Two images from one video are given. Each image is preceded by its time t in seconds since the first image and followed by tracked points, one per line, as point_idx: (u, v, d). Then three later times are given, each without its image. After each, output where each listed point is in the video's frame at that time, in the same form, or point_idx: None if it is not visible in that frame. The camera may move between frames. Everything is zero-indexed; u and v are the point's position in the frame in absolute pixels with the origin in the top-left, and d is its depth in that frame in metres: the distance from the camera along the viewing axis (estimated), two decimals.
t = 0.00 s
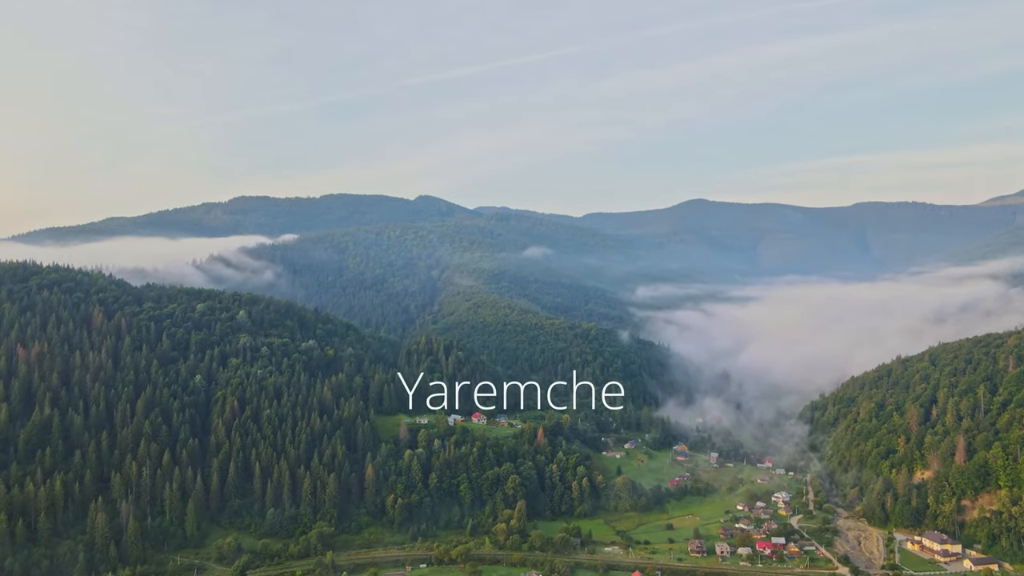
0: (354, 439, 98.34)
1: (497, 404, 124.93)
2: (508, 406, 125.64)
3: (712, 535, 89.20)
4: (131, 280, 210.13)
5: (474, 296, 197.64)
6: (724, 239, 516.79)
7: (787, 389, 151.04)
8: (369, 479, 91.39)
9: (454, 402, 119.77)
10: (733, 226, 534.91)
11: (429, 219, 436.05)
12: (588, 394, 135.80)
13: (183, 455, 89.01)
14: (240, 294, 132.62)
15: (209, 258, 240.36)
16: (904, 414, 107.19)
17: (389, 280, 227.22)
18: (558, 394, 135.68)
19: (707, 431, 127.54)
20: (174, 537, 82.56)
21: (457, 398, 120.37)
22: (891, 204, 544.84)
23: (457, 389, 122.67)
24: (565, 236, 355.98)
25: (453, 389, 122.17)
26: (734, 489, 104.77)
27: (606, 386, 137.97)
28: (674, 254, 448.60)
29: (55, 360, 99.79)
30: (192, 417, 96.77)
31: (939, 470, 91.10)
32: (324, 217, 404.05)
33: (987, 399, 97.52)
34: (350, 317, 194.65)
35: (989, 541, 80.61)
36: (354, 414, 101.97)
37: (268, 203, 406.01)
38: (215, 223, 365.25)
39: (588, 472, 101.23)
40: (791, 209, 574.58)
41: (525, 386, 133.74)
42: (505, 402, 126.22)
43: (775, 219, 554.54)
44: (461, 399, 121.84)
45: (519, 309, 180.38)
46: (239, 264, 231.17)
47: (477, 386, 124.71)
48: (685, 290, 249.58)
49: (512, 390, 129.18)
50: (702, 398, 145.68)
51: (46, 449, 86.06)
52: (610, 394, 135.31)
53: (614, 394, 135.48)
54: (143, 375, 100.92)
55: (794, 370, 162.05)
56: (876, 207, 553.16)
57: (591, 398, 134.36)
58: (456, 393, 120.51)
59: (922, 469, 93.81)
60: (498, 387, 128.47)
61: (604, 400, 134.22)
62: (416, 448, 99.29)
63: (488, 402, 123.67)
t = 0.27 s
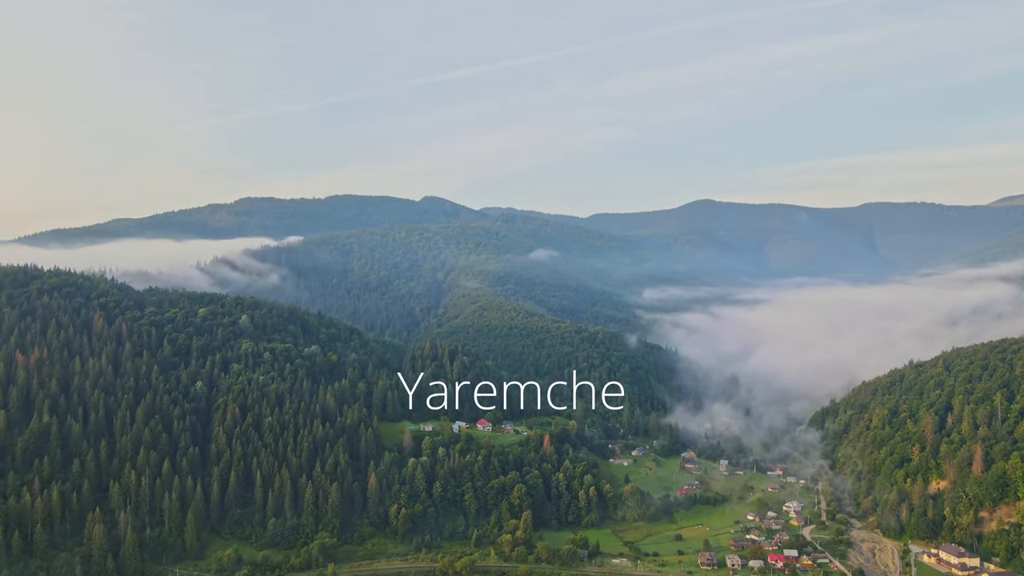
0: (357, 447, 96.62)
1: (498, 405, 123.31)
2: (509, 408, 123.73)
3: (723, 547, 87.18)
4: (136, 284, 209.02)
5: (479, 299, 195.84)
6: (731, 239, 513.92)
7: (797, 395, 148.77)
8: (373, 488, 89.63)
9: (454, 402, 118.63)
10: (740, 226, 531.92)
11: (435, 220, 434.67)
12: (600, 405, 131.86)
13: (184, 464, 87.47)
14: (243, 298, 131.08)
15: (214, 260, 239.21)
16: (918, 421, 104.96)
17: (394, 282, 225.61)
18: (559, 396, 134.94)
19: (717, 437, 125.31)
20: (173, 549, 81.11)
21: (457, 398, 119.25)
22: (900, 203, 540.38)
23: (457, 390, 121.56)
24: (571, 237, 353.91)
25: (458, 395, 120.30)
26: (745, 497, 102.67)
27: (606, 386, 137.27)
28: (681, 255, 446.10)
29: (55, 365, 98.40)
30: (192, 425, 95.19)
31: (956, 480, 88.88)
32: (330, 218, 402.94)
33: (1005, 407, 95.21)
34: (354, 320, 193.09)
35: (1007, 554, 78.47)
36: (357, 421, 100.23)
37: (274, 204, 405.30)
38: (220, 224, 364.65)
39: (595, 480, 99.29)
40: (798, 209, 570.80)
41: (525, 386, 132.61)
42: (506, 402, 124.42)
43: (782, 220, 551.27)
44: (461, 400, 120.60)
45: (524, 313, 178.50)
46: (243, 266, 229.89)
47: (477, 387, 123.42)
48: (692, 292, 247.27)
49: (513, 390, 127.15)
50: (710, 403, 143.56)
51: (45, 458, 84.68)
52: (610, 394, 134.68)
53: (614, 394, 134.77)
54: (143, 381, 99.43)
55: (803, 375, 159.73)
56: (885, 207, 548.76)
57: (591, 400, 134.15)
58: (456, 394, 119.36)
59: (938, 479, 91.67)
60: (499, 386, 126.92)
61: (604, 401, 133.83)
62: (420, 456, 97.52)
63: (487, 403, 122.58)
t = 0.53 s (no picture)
0: (360, 455, 94.90)
1: (497, 405, 122.56)
2: (509, 407, 123.00)
3: (733, 559, 85.14)
4: (140, 287, 207.72)
5: (485, 302, 194.03)
6: (738, 240, 511.05)
7: (807, 401, 146.49)
8: (375, 497, 87.87)
9: (455, 402, 117.65)
10: (747, 227, 528.89)
11: (441, 221, 433.25)
12: (607, 411, 129.79)
13: (184, 473, 85.86)
14: (245, 302, 129.49)
15: (218, 263, 237.94)
16: (933, 429, 102.65)
17: (399, 284, 223.94)
18: (559, 395, 134.56)
19: (726, 444, 123.18)
20: (172, 560, 79.54)
21: (457, 398, 118.34)
22: (908, 204, 536.21)
23: (463, 397, 119.73)
24: (577, 238, 351.80)
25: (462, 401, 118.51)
26: (756, 506, 100.53)
27: (614, 391, 135.15)
28: (688, 256, 443.67)
29: (54, 371, 96.92)
30: (193, 433, 93.62)
31: (973, 491, 86.57)
32: (335, 220, 401.81)
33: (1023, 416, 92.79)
34: (358, 323, 191.57)
35: None
36: (360, 429, 98.49)
37: (280, 205, 404.59)
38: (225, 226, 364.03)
39: (602, 489, 97.36)
40: (806, 209, 567.07)
41: (531, 392, 130.66)
42: (505, 402, 123.67)
43: (789, 220, 547.88)
44: (464, 404, 119.15)
45: (530, 316, 176.58)
46: (247, 269, 228.61)
47: (476, 387, 122.51)
48: (700, 295, 244.91)
49: (519, 396, 125.27)
50: (719, 409, 141.41)
51: (42, 467, 83.15)
52: (613, 397, 133.34)
53: (614, 394, 134.16)
54: (144, 388, 97.92)
55: (813, 380, 157.40)
56: (893, 207, 544.50)
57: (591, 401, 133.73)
58: (456, 393, 118.58)
59: (954, 489, 89.49)
60: (498, 386, 126.15)
61: (608, 404, 132.59)
62: (424, 465, 95.72)
63: (487, 403, 121.77)
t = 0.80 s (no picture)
0: (363, 464, 93.16)
1: (497, 405, 121.81)
2: (508, 407, 122.54)
3: (745, 572, 83.07)
4: (145, 290, 206.54)
5: (490, 304, 192.24)
6: (745, 241, 508.30)
7: (817, 407, 144.27)
8: (378, 508, 86.11)
9: (454, 402, 115.98)
10: (754, 227, 526.10)
11: (446, 222, 431.90)
12: (615, 416, 127.90)
13: (183, 483, 84.25)
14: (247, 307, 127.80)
15: (223, 265, 236.72)
16: (948, 437, 100.49)
17: (403, 287, 222.19)
18: (558, 394, 135.15)
19: (736, 451, 121.09)
20: (171, 572, 77.91)
21: (461, 402, 116.81)
22: (917, 205, 532.35)
23: (469, 403, 118.05)
24: (583, 239, 349.75)
25: (467, 408, 116.68)
26: (767, 516, 98.35)
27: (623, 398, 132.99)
28: (694, 258, 441.28)
29: (53, 378, 95.42)
30: (193, 441, 91.97)
31: (991, 502, 84.24)
32: (340, 221, 400.58)
33: None
34: (363, 327, 189.96)
35: None
36: (363, 437, 96.79)
37: (284, 207, 403.77)
38: (229, 228, 363.35)
39: (610, 498, 95.48)
40: (813, 209, 563.51)
41: (537, 399, 128.70)
42: (509, 406, 122.66)
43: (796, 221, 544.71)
44: (471, 411, 117.28)
45: (536, 319, 174.69)
46: (252, 272, 227.10)
47: (477, 387, 120.89)
48: (707, 297, 242.54)
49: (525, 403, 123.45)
50: (727, 415, 139.34)
51: (39, 476, 81.63)
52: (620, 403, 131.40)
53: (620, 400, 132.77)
54: (143, 394, 96.37)
55: (824, 386, 155.13)
56: (901, 207, 540.50)
57: (589, 400, 134.63)
58: (456, 392, 116.80)
59: (971, 499, 87.46)
60: (499, 387, 124.64)
61: (615, 410, 130.67)
62: (428, 474, 93.98)
63: (487, 403, 120.37)
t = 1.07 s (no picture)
0: (365, 473, 91.43)
1: (500, 408, 119.66)
2: (514, 413, 120.51)
3: None
4: (148, 293, 205.29)
5: (495, 307, 190.39)
6: (751, 242, 505.33)
7: (827, 413, 141.97)
8: (380, 519, 84.34)
9: (454, 402, 116.06)
10: (760, 228, 523.00)
11: (451, 223, 430.44)
12: (622, 422, 125.83)
13: (182, 493, 82.58)
14: (248, 311, 126.10)
15: (227, 267, 235.40)
16: (963, 446, 98.17)
17: (408, 289, 220.44)
18: (561, 398, 133.30)
19: (745, 459, 118.89)
20: None
21: (465, 408, 114.90)
22: (925, 205, 528.24)
23: (473, 409, 116.16)
24: (588, 240, 347.67)
25: (471, 414, 114.81)
26: (778, 526, 96.25)
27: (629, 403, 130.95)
28: (700, 259, 438.63)
29: (51, 385, 93.90)
30: (193, 449, 90.36)
31: (1010, 514, 81.92)
32: (345, 222, 399.32)
33: None
34: (367, 330, 188.37)
35: None
36: (365, 445, 95.08)
37: (289, 207, 402.66)
38: (234, 230, 362.54)
39: (617, 508, 93.49)
40: (820, 210, 559.84)
41: (543, 405, 126.78)
42: (514, 412, 120.72)
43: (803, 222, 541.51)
44: (475, 417, 115.31)
45: (541, 322, 172.75)
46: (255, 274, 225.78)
47: (482, 393, 118.90)
48: (714, 299, 240.28)
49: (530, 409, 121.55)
50: (735, 421, 137.16)
51: (35, 487, 80.10)
52: (627, 409, 129.42)
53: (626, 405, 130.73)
54: (142, 401, 94.79)
55: (833, 391, 152.84)
56: (909, 208, 536.33)
57: (590, 400, 133.18)
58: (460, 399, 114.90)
59: (988, 511, 85.29)
60: (504, 394, 122.60)
61: (621, 415, 128.63)
62: (431, 483, 92.18)
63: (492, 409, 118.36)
